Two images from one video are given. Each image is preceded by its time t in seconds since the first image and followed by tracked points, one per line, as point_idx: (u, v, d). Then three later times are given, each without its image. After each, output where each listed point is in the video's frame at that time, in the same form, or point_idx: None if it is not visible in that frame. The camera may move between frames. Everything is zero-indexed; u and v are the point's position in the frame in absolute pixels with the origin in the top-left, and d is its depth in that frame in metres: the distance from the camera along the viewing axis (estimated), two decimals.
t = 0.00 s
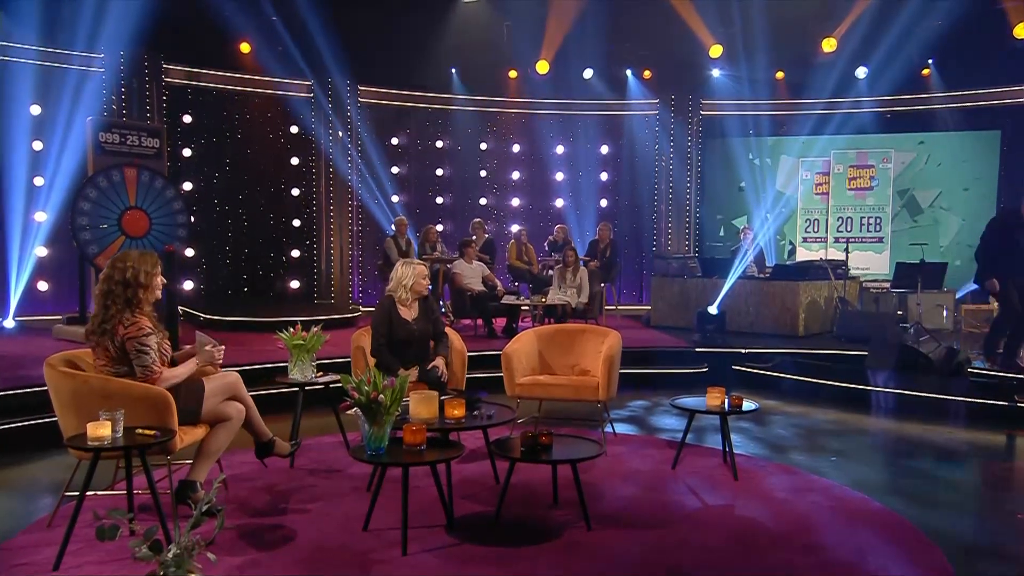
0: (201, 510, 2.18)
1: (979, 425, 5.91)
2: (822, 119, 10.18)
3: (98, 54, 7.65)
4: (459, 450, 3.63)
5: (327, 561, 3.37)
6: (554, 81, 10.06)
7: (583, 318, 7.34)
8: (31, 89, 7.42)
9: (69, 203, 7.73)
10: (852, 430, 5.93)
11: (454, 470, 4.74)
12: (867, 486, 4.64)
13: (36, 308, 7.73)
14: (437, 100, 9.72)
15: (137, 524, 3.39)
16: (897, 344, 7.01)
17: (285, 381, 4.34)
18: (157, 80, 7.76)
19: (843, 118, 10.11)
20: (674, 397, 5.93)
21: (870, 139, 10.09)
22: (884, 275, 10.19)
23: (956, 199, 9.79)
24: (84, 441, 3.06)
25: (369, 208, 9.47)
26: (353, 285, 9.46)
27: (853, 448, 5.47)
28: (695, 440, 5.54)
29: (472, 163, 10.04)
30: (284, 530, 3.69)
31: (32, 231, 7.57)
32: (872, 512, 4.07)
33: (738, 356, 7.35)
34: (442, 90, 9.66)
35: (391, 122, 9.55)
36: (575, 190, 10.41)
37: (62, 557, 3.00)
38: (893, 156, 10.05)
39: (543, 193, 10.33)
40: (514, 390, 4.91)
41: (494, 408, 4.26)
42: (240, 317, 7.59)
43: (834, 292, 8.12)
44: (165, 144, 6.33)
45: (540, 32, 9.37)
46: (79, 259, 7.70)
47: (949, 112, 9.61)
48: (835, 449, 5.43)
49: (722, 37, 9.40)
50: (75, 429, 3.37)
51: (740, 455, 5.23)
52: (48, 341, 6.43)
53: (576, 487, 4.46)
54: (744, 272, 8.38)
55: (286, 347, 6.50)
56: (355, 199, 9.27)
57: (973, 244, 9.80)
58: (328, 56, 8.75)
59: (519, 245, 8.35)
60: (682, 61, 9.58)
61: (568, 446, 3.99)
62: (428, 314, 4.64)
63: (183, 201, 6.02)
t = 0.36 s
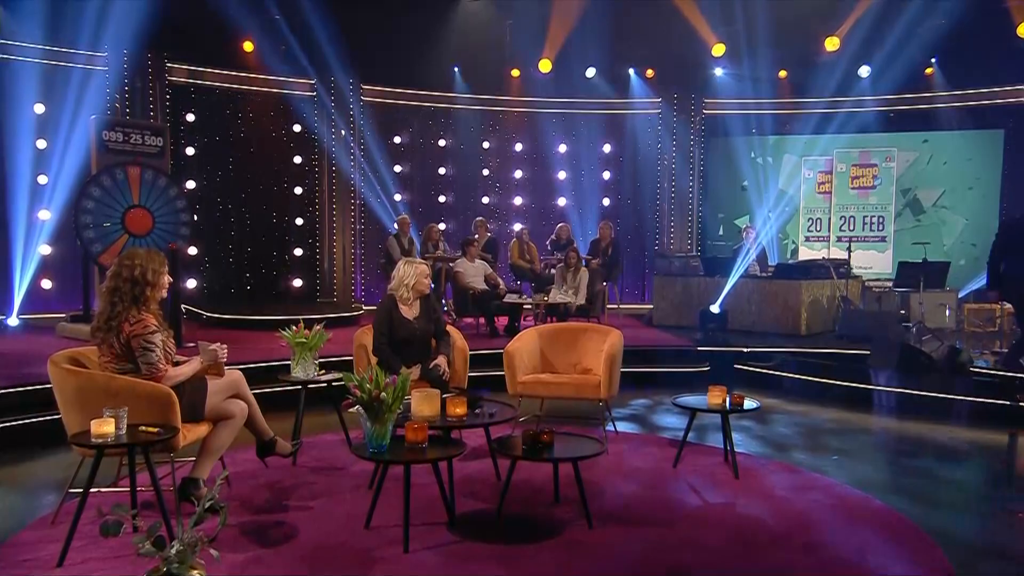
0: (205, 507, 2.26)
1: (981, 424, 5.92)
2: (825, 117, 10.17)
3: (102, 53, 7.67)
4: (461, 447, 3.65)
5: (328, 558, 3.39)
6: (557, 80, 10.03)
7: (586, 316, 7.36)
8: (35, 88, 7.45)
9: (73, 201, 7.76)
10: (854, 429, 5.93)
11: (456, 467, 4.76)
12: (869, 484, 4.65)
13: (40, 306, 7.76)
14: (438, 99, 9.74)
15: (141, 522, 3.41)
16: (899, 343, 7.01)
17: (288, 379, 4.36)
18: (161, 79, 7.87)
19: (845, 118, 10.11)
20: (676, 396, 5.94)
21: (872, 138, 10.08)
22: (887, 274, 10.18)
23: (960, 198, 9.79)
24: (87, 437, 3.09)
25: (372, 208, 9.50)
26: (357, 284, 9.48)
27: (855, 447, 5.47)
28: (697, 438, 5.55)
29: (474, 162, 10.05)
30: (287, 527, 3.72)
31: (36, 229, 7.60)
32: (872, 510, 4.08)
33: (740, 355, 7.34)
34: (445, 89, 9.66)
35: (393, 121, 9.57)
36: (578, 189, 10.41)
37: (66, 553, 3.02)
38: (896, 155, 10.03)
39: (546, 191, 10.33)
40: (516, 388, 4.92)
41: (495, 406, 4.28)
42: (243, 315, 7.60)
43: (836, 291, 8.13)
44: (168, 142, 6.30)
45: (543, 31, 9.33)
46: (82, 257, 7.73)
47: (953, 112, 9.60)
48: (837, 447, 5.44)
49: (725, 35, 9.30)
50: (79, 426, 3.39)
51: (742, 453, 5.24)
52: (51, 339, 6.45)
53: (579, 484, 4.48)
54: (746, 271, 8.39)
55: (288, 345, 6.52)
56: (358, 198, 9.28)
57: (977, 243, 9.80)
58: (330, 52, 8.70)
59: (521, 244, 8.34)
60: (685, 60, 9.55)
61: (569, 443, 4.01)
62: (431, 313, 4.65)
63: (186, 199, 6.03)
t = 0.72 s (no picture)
0: (205, 503, 2.37)
1: (986, 422, 5.90)
2: (828, 113, 10.05)
3: (108, 53, 7.73)
4: (462, 445, 3.69)
5: (328, 555, 3.42)
6: (561, 77, 10.04)
7: (589, 314, 7.36)
8: (42, 87, 7.50)
9: (79, 200, 7.82)
10: (857, 427, 5.93)
11: (457, 465, 4.79)
12: (870, 482, 4.65)
13: (46, 305, 7.81)
14: (443, 97, 9.74)
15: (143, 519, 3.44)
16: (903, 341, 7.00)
17: (291, 377, 4.38)
18: (166, 78, 7.99)
19: (848, 115, 10.04)
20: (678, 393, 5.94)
21: (877, 135, 10.03)
22: (893, 271, 10.15)
23: (967, 194, 9.77)
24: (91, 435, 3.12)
25: (376, 206, 9.53)
26: (362, 282, 9.52)
27: (858, 445, 5.47)
28: (699, 436, 5.56)
29: (478, 160, 10.06)
30: (289, 524, 3.75)
31: (43, 228, 7.66)
32: (872, 508, 4.09)
33: (743, 353, 7.35)
34: (449, 87, 9.67)
35: (398, 120, 9.58)
36: (582, 188, 10.40)
37: (70, 550, 3.07)
38: (902, 152, 10.00)
39: (550, 189, 10.34)
40: (518, 386, 4.94)
41: (497, 404, 4.31)
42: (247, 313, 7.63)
43: (840, 288, 8.11)
44: (172, 141, 6.33)
45: (547, 29, 9.34)
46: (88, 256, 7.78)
47: (958, 108, 9.56)
48: (840, 445, 5.44)
49: (730, 33, 9.30)
50: (82, 423, 3.42)
51: (743, 451, 5.24)
52: (57, 337, 6.50)
53: (580, 482, 4.50)
54: (751, 269, 8.37)
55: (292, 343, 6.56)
56: (362, 198, 9.28)
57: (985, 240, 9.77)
58: (336, 56, 8.80)
59: (526, 242, 8.34)
60: (689, 58, 9.55)
61: (570, 441, 4.04)
62: (435, 312, 4.65)
63: (191, 198, 6.05)
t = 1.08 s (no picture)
0: (206, 499, 2.45)
1: (994, 421, 5.87)
2: (833, 113, 10.08)
3: (114, 52, 7.76)
4: (464, 443, 3.72)
5: (328, 552, 3.47)
6: (565, 76, 10.05)
7: (595, 313, 7.36)
8: (49, 87, 7.59)
9: (87, 199, 7.88)
10: (862, 426, 5.91)
11: (460, 464, 4.82)
12: (874, 481, 4.64)
13: (55, 304, 7.87)
14: (449, 96, 9.77)
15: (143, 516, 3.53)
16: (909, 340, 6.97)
17: (294, 375, 4.43)
18: (173, 78, 7.86)
19: (854, 112, 10.02)
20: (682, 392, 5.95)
21: (885, 133, 10.04)
22: (900, 271, 10.11)
23: (977, 192, 9.72)
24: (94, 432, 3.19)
25: (382, 204, 9.59)
26: (368, 281, 9.57)
27: (863, 444, 5.45)
28: (703, 435, 5.56)
29: (484, 160, 10.08)
30: (291, 522, 3.80)
31: (51, 227, 7.74)
32: (873, 507, 4.09)
33: (749, 352, 7.34)
34: (455, 86, 9.69)
35: (403, 119, 9.61)
36: (588, 186, 10.41)
37: (74, 546, 3.16)
38: (910, 150, 9.98)
39: (556, 188, 10.34)
40: (520, 385, 4.96)
41: (499, 403, 4.34)
42: (253, 313, 7.68)
43: (847, 287, 8.08)
44: (179, 141, 6.39)
45: (552, 27, 9.33)
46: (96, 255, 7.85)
47: (964, 108, 9.54)
48: (845, 444, 5.43)
49: (736, 30, 9.22)
50: (86, 421, 3.48)
51: (746, 450, 5.24)
52: (65, 336, 6.58)
53: (582, 480, 4.52)
54: (756, 267, 8.34)
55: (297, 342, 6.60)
56: (369, 200, 9.33)
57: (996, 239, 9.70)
58: (341, 55, 8.80)
59: (531, 241, 8.35)
60: (695, 57, 9.51)
61: (571, 440, 4.07)
62: (438, 312, 4.66)
63: (198, 197, 6.10)
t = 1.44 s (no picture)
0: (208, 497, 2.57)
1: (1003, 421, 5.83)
2: (839, 112, 9.99)
3: (123, 54, 7.87)
4: (466, 442, 3.78)
5: (329, 551, 3.55)
6: (572, 76, 10.06)
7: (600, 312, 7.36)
8: (59, 89, 7.67)
9: (97, 200, 7.97)
10: (867, 427, 5.90)
11: (462, 463, 4.86)
12: (878, 481, 4.63)
13: (66, 304, 7.98)
14: (456, 97, 9.80)
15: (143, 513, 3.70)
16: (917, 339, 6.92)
17: (298, 375, 4.51)
18: (182, 78, 8.06)
19: (859, 112, 9.89)
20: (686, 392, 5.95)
21: (892, 131, 10.02)
22: (908, 271, 10.08)
23: (987, 191, 9.73)
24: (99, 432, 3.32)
25: (390, 205, 9.64)
26: (376, 281, 9.60)
27: (868, 444, 5.44)
28: (707, 435, 5.57)
29: (492, 160, 10.12)
30: (293, 521, 3.89)
31: (61, 227, 7.83)
32: (873, 506, 4.09)
33: (756, 352, 7.33)
34: (462, 87, 9.74)
35: (411, 119, 9.66)
36: (595, 187, 10.41)
37: (78, 544, 3.34)
38: (919, 149, 9.97)
39: (563, 188, 10.36)
40: (524, 384, 4.98)
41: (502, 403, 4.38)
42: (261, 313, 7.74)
43: (854, 286, 8.06)
44: (187, 141, 6.48)
45: (558, 27, 9.35)
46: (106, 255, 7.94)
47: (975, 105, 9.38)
48: (850, 445, 5.42)
49: (743, 30, 9.26)
50: (91, 419, 3.57)
51: (749, 450, 5.25)
52: (75, 336, 6.68)
53: (583, 479, 4.56)
54: (763, 267, 8.32)
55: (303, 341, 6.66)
56: (377, 198, 9.41)
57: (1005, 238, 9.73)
58: (349, 57, 8.93)
59: (537, 241, 8.37)
60: (701, 57, 9.51)
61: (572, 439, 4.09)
62: (441, 311, 4.69)
63: (206, 197, 6.16)
